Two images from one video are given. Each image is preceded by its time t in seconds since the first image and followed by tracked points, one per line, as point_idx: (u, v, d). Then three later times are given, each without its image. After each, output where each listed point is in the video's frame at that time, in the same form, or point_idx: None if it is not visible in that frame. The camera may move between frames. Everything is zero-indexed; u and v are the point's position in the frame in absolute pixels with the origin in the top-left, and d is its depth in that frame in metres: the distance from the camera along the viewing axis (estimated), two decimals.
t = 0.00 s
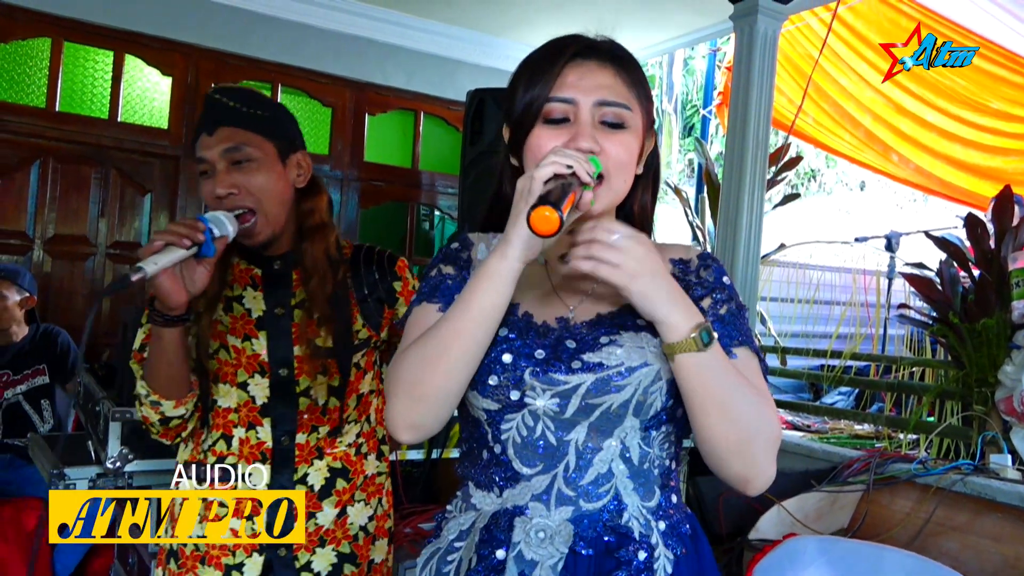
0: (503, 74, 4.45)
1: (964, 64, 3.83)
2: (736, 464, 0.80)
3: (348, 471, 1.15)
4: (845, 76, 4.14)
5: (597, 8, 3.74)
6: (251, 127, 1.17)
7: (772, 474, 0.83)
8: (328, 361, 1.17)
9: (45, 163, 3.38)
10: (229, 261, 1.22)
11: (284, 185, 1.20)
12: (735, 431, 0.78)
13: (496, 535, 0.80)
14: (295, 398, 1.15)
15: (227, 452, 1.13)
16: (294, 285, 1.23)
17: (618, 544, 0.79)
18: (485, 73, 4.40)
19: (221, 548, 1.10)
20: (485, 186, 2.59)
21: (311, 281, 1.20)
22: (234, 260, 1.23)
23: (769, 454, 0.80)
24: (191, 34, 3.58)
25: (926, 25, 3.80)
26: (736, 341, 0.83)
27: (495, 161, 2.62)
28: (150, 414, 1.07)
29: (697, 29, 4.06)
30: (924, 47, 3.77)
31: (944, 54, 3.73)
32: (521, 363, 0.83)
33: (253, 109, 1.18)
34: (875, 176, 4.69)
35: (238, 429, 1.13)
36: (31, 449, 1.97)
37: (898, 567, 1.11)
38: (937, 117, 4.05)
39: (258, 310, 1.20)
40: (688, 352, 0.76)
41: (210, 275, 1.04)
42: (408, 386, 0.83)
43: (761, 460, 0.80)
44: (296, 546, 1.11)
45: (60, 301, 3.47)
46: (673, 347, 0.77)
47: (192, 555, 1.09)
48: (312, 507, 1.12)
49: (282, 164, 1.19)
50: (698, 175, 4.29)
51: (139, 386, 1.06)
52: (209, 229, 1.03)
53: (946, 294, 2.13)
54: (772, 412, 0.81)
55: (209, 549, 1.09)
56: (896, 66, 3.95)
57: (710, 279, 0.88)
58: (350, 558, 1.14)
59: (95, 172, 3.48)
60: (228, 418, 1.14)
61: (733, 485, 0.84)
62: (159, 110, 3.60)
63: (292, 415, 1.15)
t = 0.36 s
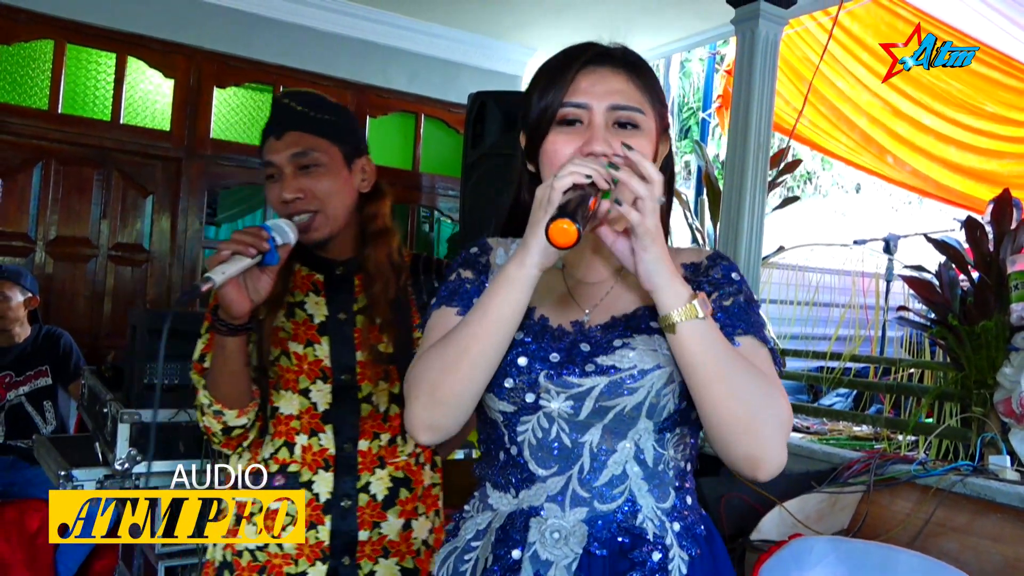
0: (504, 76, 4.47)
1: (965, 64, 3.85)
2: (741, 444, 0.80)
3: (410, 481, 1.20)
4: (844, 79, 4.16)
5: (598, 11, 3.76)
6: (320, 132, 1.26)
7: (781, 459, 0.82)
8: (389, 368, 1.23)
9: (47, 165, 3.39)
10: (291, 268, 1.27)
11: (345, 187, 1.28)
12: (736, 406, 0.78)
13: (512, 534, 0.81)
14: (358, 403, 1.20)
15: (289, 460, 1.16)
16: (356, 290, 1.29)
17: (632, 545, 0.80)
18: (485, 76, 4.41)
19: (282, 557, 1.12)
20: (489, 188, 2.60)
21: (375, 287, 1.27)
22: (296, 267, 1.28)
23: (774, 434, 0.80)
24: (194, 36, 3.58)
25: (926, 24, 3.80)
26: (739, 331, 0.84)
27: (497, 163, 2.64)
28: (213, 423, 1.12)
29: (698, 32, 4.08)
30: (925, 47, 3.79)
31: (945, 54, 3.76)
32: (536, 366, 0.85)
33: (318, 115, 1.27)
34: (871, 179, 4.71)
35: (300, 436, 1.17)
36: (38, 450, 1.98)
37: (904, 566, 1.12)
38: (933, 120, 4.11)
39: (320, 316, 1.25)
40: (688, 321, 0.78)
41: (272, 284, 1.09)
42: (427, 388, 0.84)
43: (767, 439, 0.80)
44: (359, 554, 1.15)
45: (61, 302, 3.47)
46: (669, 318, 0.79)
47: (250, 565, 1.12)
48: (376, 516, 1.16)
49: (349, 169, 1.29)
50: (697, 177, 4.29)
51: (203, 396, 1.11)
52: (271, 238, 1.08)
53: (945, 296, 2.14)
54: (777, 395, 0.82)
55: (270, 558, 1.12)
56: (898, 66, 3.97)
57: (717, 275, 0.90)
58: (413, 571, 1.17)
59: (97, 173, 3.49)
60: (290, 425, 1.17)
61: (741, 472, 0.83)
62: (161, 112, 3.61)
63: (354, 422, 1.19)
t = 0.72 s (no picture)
0: (493, 80, 4.50)
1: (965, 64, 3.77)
2: (723, 443, 0.76)
3: (427, 495, 1.20)
4: (828, 83, 4.21)
5: (587, 16, 3.80)
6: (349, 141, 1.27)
7: (766, 461, 0.78)
8: (403, 379, 1.22)
9: (35, 168, 3.37)
10: (317, 277, 1.30)
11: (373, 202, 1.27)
12: (719, 404, 0.75)
13: (517, 533, 0.82)
14: (372, 414, 1.21)
15: (306, 466, 1.18)
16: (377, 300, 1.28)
17: (631, 543, 0.80)
18: (474, 79, 4.44)
19: (297, 563, 1.14)
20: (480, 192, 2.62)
21: (397, 303, 1.26)
22: (323, 277, 1.31)
23: (758, 441, 0.76)
24: (185, 39, 3.58)
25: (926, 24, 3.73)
26: (734, 337, 0.82)
27: (488, 166, 2.64)
28: (233, 427, 1.14)
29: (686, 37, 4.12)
30: (925, 47, 3.71)
31: (945, 54, 3.66)
32: (537, 370, 0.85)
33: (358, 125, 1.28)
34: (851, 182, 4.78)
35: (316, 443, 1.19)
36: (31, 453, 1.97)
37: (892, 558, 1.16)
38: (912, 123, 4.18)
39: (340, 325, 1.26)
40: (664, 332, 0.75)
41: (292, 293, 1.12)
42: (427, 408, 0.86)
43: (750, 439, 0.76)
44: (375, 567, 1.15)
45: (50, 306, 3.45)
46: (647, 323, 0.75)
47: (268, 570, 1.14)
48: (391, 529, 1.17)
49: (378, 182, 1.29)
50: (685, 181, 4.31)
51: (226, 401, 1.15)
52: (294, 249, 1.11)
53: (929, 298, 2.19)
54: (760, 396, 0.78)
55: (287, 564, 1.14)
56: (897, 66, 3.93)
57: (721, 283, 0.87)
58: None
59: (86, 176, 3.47)
60: (307, 431, 1.20)
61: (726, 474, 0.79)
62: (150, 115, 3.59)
63: (370, 432, 1.19)
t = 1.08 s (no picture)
0: (471, 82, 4.53)
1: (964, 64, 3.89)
2: (723, 411, 0.72)
3: (384, 480, 1.18)
4: (798, 84, 4.26)
5: (564, 19, 3.83)
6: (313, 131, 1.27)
7: (770, 436, 0.74)
8: (356, 362, 1.21)
9: (11, 170, 3.32)
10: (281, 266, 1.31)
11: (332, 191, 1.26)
12: (720, 372, 0.71)
13: (534, 526, 0.82)
14: (326, 396, 1.19)
15: (264, 448, 1.18)
16: (332, 285, 1.27)
17: (644, 529, 0.79)
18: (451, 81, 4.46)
19: (257, 545, 1.14)
20: (462, 195, 2.64)
21: (351, 287, 1.24)
22: (288, 266, 1.31)
23: (764, 413, 0.73)
24: (163, 40, 3.56)
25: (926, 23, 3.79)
26: (732, 315, 0.77)
27: (469, 169, 2.65)
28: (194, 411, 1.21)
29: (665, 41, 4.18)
30: (925, 48, 3.78)
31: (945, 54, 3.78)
32: (541, 362, 0.83)
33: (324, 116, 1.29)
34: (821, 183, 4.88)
35: (274, 425, 1.19)
36: (12, 459, 1.95)
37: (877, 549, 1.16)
38: (880, 126, 4.27)
39: (298, 309, 1.25)
40: (666, 296, 0.73)
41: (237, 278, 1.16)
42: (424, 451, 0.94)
43: (752, 411, 0.72)
44: (329, 549, 1.14)
45: (26, 309, 3.41)
46: (652, 290, 0.73)
47: (230, 553, 1.14)
48: (344, 511, 1.15)
49: (340, 172, 1.28)
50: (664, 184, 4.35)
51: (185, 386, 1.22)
52: (233, 236, 1.12)
53: (902, 297, 2.25)
54: (764, 370, 0.75)
55: (247, 546, 1.14)
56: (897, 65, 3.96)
57: (719, 265, 0.82)
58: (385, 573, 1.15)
59: (62, 177, 3.44)
60: (266, 414, 1.20)
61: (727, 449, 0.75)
62: (128, 116, 3.57)
63: (322, 414, 1.18)
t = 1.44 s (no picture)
0: (454, 84, 4.60)
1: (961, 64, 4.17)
2: (747, 405, 0.73)
3: (339, 475, 1.21)
4: (775, 86, 4.33)
5: (545, 21, 3.88)
6: (289, 132, 1.32)
7: (795, 432, 0.74)
8: (314, 363, 1.24)
9: None
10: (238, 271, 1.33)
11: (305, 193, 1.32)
12: (745, 365, 0.72)
13: (568, 524, 0.83)
14: (285, 398, 1.22)
15: (226, 450, 1.22)
16: (289, 291, 1.30)
17: (676, 525, 0.78)
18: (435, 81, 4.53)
19: (224, 543, 1.19)
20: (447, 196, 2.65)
21: (307, 288, 1.27)
22: (246, 270, 1.34)
23: (790, 407, 0.73)
24: (148, 41, 3.59)
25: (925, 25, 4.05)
26: (759, 311, 0.78)
27: (455, 170, 2.65)
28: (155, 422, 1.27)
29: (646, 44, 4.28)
30: (925, 47, 4.06)
31: (945, 53, 4.11)
32: (569, 363, 0.85)
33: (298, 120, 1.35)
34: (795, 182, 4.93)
35: (237, 428, 1.23)
36: (5, 462, 1.96)
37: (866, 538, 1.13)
38: (853, 126, 4.32)
39: (257, 314, 1.28)
40: (694, 288, 0.74)
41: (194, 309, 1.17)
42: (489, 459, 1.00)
43: (778, 405, 0.73)
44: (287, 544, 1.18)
45: (9, 310, 3.40)
46: (678, 283, 0.74)
47: (200, 550, 1.21)
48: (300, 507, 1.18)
49: (313, 173, 1.35)
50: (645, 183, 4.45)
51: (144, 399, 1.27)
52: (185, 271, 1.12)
53: (880, 295, 2.19)
54: (792, 365, 0.75)
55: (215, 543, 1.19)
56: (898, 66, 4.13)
57: (749, 263, 0.83)
58: (338, 560, 1.18)
59: (46, 178, 3.42)
60: (229, 418, 1.24)
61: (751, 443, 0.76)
62: (112, 117, 3.58)
63: (281, 414, 1.22)
